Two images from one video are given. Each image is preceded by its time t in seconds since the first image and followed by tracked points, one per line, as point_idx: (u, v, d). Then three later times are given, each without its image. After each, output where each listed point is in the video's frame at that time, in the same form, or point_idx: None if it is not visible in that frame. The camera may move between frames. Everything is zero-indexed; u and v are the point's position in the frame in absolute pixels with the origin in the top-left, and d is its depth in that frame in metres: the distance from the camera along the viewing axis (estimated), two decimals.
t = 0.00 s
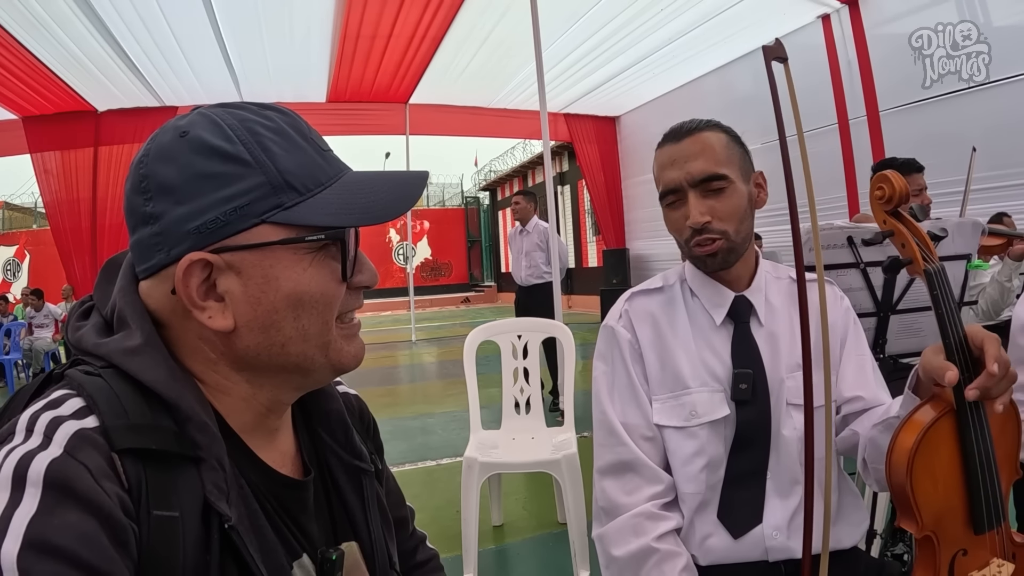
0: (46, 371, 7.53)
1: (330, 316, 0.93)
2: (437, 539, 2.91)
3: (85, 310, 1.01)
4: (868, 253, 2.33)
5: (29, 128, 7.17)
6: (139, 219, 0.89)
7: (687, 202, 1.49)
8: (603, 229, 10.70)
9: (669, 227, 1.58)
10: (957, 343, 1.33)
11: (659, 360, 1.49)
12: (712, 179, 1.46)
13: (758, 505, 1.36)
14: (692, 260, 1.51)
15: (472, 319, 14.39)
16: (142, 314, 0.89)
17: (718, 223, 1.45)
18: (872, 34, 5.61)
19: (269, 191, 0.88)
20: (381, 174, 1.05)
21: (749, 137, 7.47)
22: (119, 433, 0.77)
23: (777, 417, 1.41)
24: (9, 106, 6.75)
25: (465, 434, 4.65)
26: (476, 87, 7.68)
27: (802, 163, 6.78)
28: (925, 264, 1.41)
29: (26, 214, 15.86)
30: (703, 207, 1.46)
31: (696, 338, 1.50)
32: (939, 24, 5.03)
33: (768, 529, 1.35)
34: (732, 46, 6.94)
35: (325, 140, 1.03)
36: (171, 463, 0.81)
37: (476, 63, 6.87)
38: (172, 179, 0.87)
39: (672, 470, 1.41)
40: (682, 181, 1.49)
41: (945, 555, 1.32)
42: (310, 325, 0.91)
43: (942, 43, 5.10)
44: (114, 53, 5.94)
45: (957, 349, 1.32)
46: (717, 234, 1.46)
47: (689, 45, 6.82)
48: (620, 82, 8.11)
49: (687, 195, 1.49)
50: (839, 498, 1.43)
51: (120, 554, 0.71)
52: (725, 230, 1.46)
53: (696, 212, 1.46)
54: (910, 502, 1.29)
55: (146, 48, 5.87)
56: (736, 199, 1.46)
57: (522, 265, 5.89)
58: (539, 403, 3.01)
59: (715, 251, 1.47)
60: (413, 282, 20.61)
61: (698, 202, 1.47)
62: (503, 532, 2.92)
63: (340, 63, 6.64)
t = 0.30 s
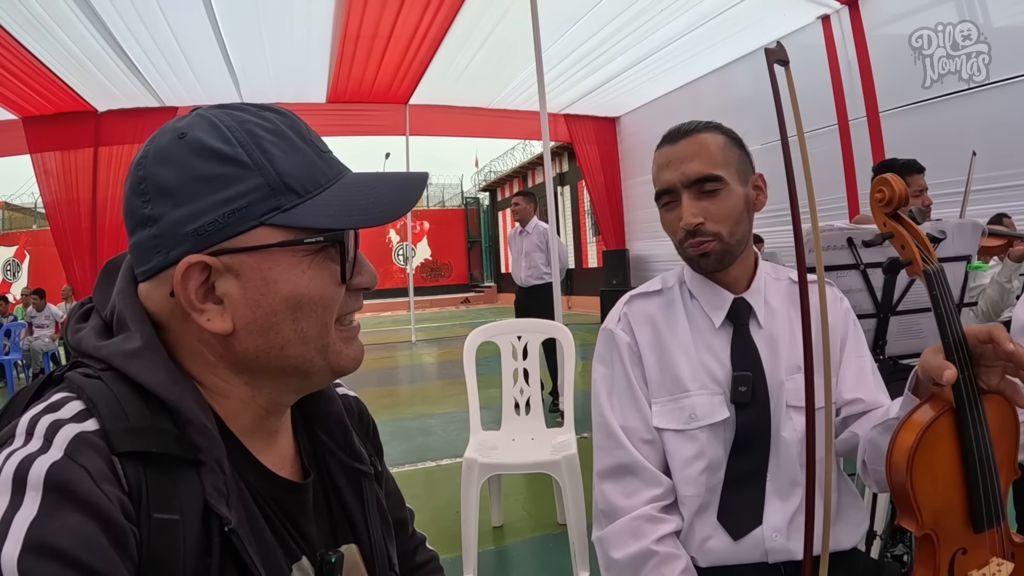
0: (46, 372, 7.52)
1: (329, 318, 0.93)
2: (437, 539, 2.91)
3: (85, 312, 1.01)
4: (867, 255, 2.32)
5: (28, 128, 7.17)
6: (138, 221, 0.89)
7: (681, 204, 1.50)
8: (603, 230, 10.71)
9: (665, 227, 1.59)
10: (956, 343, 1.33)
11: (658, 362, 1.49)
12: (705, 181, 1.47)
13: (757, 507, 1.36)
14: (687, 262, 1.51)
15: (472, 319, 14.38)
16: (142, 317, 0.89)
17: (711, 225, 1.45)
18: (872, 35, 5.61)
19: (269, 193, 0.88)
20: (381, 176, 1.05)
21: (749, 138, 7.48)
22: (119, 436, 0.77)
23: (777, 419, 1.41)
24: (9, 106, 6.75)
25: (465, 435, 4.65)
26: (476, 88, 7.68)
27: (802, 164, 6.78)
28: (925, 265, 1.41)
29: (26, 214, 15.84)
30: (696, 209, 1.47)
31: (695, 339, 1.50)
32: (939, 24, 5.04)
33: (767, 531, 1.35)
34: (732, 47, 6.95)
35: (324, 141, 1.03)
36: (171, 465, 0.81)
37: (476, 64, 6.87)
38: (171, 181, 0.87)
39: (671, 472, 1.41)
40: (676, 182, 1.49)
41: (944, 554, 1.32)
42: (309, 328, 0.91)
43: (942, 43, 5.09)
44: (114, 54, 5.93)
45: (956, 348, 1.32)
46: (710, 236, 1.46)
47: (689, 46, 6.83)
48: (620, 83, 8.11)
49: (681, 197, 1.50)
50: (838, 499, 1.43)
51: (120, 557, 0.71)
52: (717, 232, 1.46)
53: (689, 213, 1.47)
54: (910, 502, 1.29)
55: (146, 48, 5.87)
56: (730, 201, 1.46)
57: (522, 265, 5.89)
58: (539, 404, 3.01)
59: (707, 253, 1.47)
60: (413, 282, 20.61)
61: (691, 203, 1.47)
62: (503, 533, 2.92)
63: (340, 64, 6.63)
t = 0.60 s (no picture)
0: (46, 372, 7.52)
1: (329, 317, 0.93)
2: (437, 540, 2.90)
3: (85, 312, 1.01)
4: (868, 255, 2.32)
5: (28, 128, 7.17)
6: (138, 220, 0.89)
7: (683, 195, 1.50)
8: (603, 230, 10.71)
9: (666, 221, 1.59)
10: (986, 340, 1.32)
11: (658, 363, 1.49)
12: (709, 173, 1.47)
13: (757, 508, 1.36)
14: (688, 256, 1.51)
15: (472, 319, 14.38)
16: (142, 316, 0.89)
17: (713, 216, 1.46)
18: (871, 35, 5.62)
19: (269, 192, 0.88)
20: (382, 175, 1.05)
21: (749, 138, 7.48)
22: (119, 435, 0.77)
23: (777, 420, 1.41)
24: (9, 106, 6.75)
25: (464, 435, 4.65)
26: (476, 88, 7.68)
27: (802, 164, 6.78)
28: (962, 258, 1.40)
29: (26, 214, 15.83)
30: (699, 199, 1.47)
31: (695, 339, 1.50)
32: (939, 25, 5.04)
33: (767, 532, 1.35)
34: (732, 47, 6.95)
35: (325, 140, 1.03)
36: (172, 465, 0.81)
37: (476, 64, 6.86)
38: (171, 180, 0.87)
39: (671, 473, 1.41)
40: (679, 172, 1.50)
41: (959, 553, 1.33)
42: (310, 327, 0.91)
43: (942, 43, 5.10)
44: (114, 53, 5.92)
45: (987, 344, 1.31)
46: (712, 227, 1.46)
47: (688, 46, 6.83)
48: (620, 83, 8.11)
49: (683, 188, 1.50)
50: (839, 499, 1.42)
51: (121, 557, 0.71)
52: (719, 225, 1.46)
53: (692, 203, 1.47)
54: (930, 499, 1.29)
55: (146, 48, 5.86)
56: (733, 194, 1.47)
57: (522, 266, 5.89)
58: (539, 405, 3.01)
59: (708, 245, 1.46)
60: (413, 282, 20.61)
61: (694, 194, 1.47)
62: (503, 533, 2.92)
63: (340, 64, 6.63)
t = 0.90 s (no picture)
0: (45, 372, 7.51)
1: (328, 317, 0.93)
2: (437, 540, 2.90)
3: (85, 312, 1.01)
4: (868, 255, 2.32)
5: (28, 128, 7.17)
6: (138, 220, 0.89)
7: (680, 193, 1.51)
8: (603, 230, 10.71)
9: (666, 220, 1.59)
10: (977, 338, 1.32)
11: (659, 362, 1.49)
12: (705, 171, 1.47)
13: (758, 507, 1.35)
14: (687, 253, 1.51)
15: (472, 320, 14.38)
16: (141, 316, 0.89)
17: (710, 213, 1.46)
18: (871, 36, 5.62)
19: (268, 192, 0.88)
20: (382, 175, 1.05)
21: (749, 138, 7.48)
22: (118, 435, 0.77)
23: (778, 418, 1.41)
24: (9, 106, 6.75)
25: (464, 436, 4.65)
26: (476, 88, 7.67)
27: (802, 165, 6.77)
28: (950, 259, 1.40)
29: (26, 215, 15.82)
30: (695, 197, 1.47)
31: (695, 337, 1.50)
32: (938, 25, 5.04)
33: (767, 531, 1.34)
34: (732, 47, 6.95)
35: (325, 140, 1.03)
36: (172, 465, 0.81)
37: (476, 64, 6.86)
38: (170, 180, 0.87)
39: (673, 472, 1.41)
40: (677, 172, 1.50)
41: (955, 550, 1.32)
42: (309, 327, 0.91)
43: (942, 43, 5.10)
44: (113, 53, 5.91)
45: (978, 342, 1.32)
46: (709, 224, 1.46)
47: (688, 46, 6.83)
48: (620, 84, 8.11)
49: (681, 186, 1.51)
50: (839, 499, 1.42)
51: (121, 557, 0.71)
52: (717, 221, 1.46)
53: (688, 201, 1.47)
54: (925, 495, 1.29)
55: (146, 48, 5.85)
56: (730, 191, 1.47)
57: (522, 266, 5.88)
58: (539, 405, 3.01)
59: (707, 242, 1.47)
60: (413, 283, 20.61)
61: (691, 192, 1.48)
62: (502, 533, 2.92)
63: (340, 64, 6.62)
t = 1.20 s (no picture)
0: (44, 373, 7.50)
1: (325, 319, 0.92)
2: (436, 541, 2.90)
3: (83, 314, 1.01)
4: (869, 256, 2.32)
5: (28, 128, 7.17)
6: (134, 222, 0.88)
7: (682, 196, 1.50)
8: (603, 231, 10.71)
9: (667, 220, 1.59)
10: (977, 340, 1.32)
11: (660, 363, 1.48)
12: (709, 175, 1.47)
13: (759, 510, 1.35)
14: (687, 257, 1.51)
15: (472, 320, 14.37)
16: (140, 319, 0.88)
17: (712, 217, 1.45)
18: (871, 36, 5.62)
19: (264, 195, 0.88)
20: (379, 177, 1.04)
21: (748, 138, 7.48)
22: (117, 438, 0.77)
23: (779, 420, 1.40)
24: (8, 106, 6.74)
25: (464, 436, 4.64)
26: (476, 88, 7.67)
27: (802, 165, 6.78)
28: (951, 261, 1.40)
29: (26, 215, 15.77)
30: (697, 202, 1.47)
31: (696, 339, 1.50)
32: (939, 25, 5.04)
33: (768, 533, 1.34)
34: (732, 47, 6.95)
35: (322, 142, 1.02)
36: (171, 468, 0.80)
37: (476, 64, 6.86)
38: (166, 182, 0.86)
39: (673, 474, 1.40)
40: (679, 175, 1.50)
41: (957, 552, 1.31)
42: (306, 330, 0.90)
43: (942, 43, 5.10)
44: (112, 53, 5.89)
45: (977, 344, 1.31)
46: (710, 228, 1.46)
47: (688, 47, 6.83)
48: (619, 84, 8.11)
49: (683, 189, 1.50)
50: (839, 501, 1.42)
51: (120, 560, 0.70)
52: (719, 225, 1.46)
53: (689, 206, 1.47)
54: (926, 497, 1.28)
55: (145, 48, 5.84)
56: (733, 196, 1.46)
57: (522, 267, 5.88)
58: (539, 406, 3.00)
59: (708, 246, 1.47)
60: (413, 283, 20.60)
61: (693, 197, 1.48)
62: (502, 535, 2.92)
63: (341, 64, 6.62)
